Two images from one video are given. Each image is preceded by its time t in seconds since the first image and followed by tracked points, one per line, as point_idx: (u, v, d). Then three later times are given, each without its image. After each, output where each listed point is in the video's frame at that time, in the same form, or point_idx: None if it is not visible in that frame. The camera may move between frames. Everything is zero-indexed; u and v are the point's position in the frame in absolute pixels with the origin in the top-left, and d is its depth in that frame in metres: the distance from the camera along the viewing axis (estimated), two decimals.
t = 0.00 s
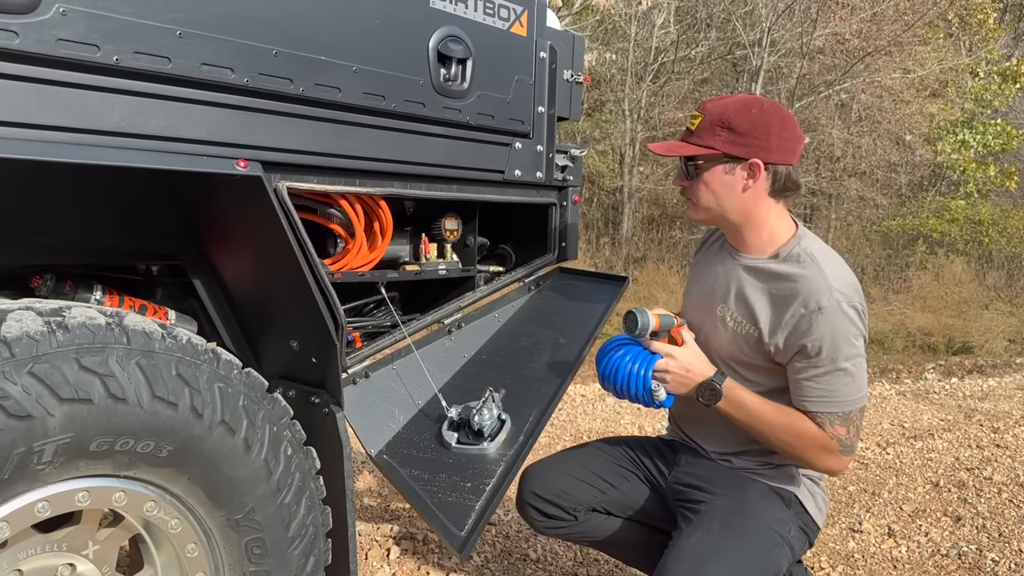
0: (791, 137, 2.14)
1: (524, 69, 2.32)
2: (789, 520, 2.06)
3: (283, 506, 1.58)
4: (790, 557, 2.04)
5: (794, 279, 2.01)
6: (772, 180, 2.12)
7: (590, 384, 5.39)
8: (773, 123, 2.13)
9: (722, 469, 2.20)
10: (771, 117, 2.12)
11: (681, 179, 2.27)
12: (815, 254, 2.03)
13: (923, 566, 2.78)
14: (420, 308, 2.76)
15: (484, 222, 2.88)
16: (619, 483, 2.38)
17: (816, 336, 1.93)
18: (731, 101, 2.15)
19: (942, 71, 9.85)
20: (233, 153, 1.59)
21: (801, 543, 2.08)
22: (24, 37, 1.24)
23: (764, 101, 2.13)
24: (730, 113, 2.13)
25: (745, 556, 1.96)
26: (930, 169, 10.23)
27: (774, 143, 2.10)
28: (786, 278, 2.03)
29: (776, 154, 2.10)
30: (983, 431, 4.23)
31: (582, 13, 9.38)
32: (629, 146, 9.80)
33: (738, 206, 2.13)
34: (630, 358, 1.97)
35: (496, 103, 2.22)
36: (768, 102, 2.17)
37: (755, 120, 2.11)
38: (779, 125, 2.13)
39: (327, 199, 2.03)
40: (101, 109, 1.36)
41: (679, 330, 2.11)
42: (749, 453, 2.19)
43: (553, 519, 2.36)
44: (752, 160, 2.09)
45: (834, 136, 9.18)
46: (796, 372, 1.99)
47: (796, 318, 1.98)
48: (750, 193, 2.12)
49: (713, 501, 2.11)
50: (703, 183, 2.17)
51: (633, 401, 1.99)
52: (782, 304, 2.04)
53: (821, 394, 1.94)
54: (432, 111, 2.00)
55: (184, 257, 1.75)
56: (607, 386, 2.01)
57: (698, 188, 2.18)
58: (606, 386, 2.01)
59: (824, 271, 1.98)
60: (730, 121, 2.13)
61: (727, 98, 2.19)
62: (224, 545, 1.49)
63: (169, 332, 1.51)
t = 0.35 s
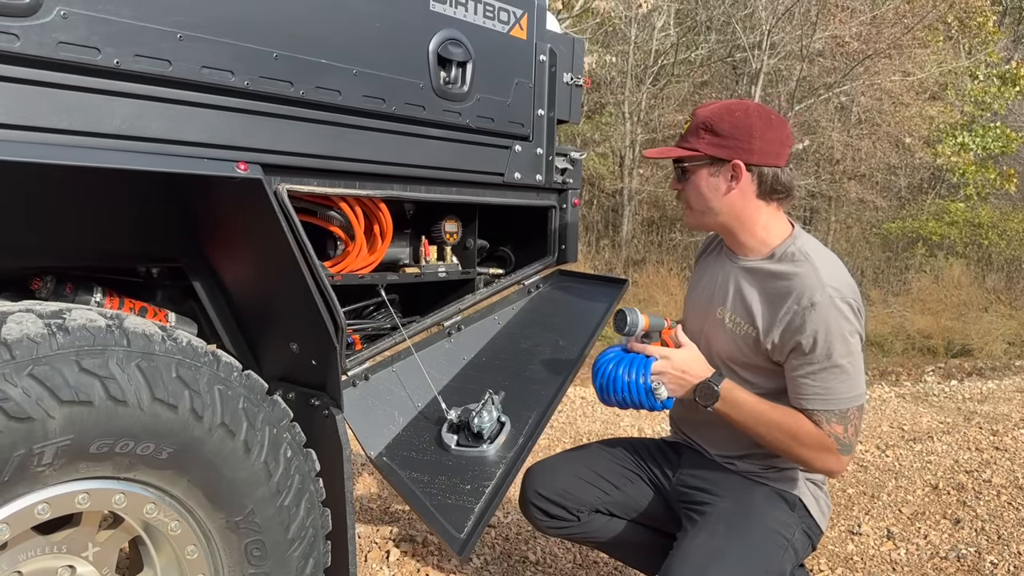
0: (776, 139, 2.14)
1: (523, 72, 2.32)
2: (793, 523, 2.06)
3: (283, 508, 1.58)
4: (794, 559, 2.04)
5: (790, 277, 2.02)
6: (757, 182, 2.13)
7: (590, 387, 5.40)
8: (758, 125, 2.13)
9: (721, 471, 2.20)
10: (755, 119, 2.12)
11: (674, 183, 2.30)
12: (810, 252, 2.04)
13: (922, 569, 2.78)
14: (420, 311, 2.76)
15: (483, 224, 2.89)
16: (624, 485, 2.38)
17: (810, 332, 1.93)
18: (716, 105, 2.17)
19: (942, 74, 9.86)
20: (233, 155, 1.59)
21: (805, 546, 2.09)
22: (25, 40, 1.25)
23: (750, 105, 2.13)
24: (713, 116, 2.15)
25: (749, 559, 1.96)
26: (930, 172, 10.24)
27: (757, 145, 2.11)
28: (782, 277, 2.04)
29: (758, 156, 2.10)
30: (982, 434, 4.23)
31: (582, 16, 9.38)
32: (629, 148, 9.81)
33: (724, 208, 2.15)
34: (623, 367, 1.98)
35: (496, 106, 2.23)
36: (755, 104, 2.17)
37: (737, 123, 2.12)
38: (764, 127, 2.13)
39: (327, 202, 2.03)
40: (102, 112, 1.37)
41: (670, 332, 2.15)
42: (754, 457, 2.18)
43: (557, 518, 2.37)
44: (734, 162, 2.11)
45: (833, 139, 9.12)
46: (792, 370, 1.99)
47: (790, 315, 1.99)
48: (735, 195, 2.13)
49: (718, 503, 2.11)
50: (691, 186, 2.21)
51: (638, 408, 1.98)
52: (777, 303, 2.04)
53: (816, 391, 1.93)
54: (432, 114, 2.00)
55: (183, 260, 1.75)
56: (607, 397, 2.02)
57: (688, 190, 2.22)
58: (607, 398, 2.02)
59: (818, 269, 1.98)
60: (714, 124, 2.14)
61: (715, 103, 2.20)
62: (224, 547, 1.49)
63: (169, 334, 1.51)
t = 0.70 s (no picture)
0: (767, 142, 2.13)
1: (525, 74, 2.33)
2: (799, 526, 2.06)
3: (284, 509, 1.58)
4: (802, 560, 2.05)
5: (791, 274, 2.02)
6: (749, 185, 2.13)
7: (590, 388, 5.41)
8: (749, 129, 2.13)
9: (722, 473, 2.20)
10: (746, 123, 2.12)
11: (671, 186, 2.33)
12: (809, 250, 2.06)
13: (922, 570, 2.78)
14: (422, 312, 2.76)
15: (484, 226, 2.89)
16: (626, 488, 2.39)
17: (816, 329, 1.94)
18: (708, 109, 2.19)
19: (941, 76, 9.87)
20: (235, 157, 1.59)
21: (810, 549, 2.09)
22: (27, 41, 1.25)
23: (741, 109, 2.13)
24: (703, 121, 2.16)
25: (756, 562, 1.97)
26: (928, 174, 10.26)
27: (747, 148, 2.11)
28: (783, 275, 2.05)
29: (748, 159, 2.11)
30: (982, 436, 4.23)
31: (582, 18, 9.38)
32: (628, 150, 9.81)
33: (717, 212, 2.16)
34: (626, 372, 1.98)
35: (497, 108, 2.23)
36: (747, 107, 2.17)
37: (728, 126, 2.13)
38: (755, 130, 2.13)
39: (328, 203, 2.04)
40: (104, 113, 1.37)
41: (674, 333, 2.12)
42: (758, 459, 2.19)
43: (560, 523, 2.36)
44: (724, 166, 2.12)
45: (832, 141, 9.12)
46: (799, 367, 1.99)
47: (794, 312, 1.99)
48: (726, 198, 2.14)
49: (723, 505, 2.11)
50: (685, 190, 2.23)
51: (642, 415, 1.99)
52: (779, 301, 2.05)
53: (827, 387, 1.94)
54: (433, 115, 2.00)
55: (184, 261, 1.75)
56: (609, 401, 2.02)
57: (682, 193, 2.25)
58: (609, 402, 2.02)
59: (819, 266, 2.00)
60: (705, 129, 2.15)
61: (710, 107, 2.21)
62: (225, 549, 1.49)
63: (171, 335, 1.51)
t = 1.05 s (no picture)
0: (763, 144, 2.14)
1: (523, 75, 2.33)
2: (798, 529, 2.06)
3: (282, 511, 1.58)
4: (801, 563, 2.05)
5: (786, 278, 2.03)
6: (745, 187, 2.13)
7: (588, 390, 5.41)
8: (745, 131, 2.13)
9: (721, 475, 2.20)
10: (742, 126, 2.13)
11: (667, 189, 2.33)
12: (804, 253, 2.06)
13: (920, 572, 2.79)
14: (419, 314, 2.76)
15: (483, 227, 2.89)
16: (625, 489, 2.39)
17: (812, 333, 1.94)
18: (704, 112, 2.19)
19: (939, 77, 9.90)
20: (233, 159, 1.59)
21: (808, 551, 2.09)
22: (24, 43, 1.25)
23: (736, 111, 2.14)
24: (700, 124, 2.16)
25: (755, 564, 1.96)
26: (926, 175, 10.27)
27: (743, 150, 2.12)
28: (778, 279, 2.05)
29: (745, 162, 2.11)
30: (980, 437, 4.24)
31: (580, 19, 9.38)
32: (627, 151, 9.83)
33: (713, 214, 2.17)
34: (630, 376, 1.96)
35: (495, 110, 2.23)
36: (743, 109, 2.18)
37: (724, 129, 2.13)
38: (751, 132, 2.13)
39: (326, 206, 2.04)
40: (102, 115, 1.37)
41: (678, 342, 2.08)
42: (756, 461, 2.18)
43: (559, 523, 2.36)
44: (721, 168, 2.12)
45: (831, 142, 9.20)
46: (796, 371, 1.99)
47: (790, 316, 1.99)
48: (723, 200, 2.15)
49: (722, 507, 2.11)
50: (681, 193, 2.23)
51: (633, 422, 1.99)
52: (775, 305, 2.05)
53: (825, 391, 1.94)
54: (431, 117, 2.01)
55: (182, 262, 1.76)
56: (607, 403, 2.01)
57: (678, 196, 2.25)
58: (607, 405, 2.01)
59: (814, 269, 2.00)
60: (701, 132, 2.15)
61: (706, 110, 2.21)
62: (223, 551, 1.49)
63: (168, 337, 1.51)
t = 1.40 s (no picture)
0: (754, 147, 2.13)
1: (520, 74, 2.32)
2: (795, 529, 2.05)
3: (277, 511, 1.57)
4: (802, 562, 2.05)
5: (779, 282, 2.02)
6: (738, 190, 2.12)
7: (585, 391, 5.41)
8: (737, 134, 2.12)
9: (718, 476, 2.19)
10: (733, 129, 2.12)
11: (660, 192, 2.33)
12: (798, 255, 2.05)
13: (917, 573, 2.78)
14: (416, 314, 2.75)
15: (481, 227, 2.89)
16: (624, 489, 2.38)
17: (809, 336, 1.93)
18: (696, 114, 2.17)
19: (936, 79, 9.92)
20: (228, 157, 1.58)
21: (806, 552, 2.08)
22: (19, 40, 1.24)
23: (727, 114, 2.13)
24: (691, 127, 2.15)
25: (753, 563, 1.96)
26: (924, 177, 10.28)
27: (735, 154, 2.11)
28: (772, 283, 2.04)
29: (736, 165, 2.10)
30: (977, 438, 4.24)
31: (578, 20, 9.37)
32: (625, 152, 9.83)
33: (705, 217, 2.17)
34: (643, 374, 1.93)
35: (492, 109, 2.23)
36: (735, 111, 2.16)
37: (715, 132, 2.12)
38: (742, 135, 2.12)
39: (322, 205, 2.03)
40: (97, 113, 1.36)
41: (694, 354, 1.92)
42: (753, 462, 2.18)
43: (557, 523, 2.36)
44: (713, 171, 2.12)
45: (828, 144, 9.14)
46: (794, 376, 1.98)
47: (785, 320, 1.99)
48: (715, 204, 2.14)
49: (720, 507, 2.11)
50: (674, 196, 2.23)
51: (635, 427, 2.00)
52: (769, 308, 2.04)
53: (827, 393, 1.94)
54: (428, 116, 2.00)
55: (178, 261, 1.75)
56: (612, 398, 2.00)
57: (671, 199, 2.25)
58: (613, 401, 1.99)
59: (807, 271, 1.99)
60: (693, 135, 2.15)
61: (697, 112, 2.20)
62: (218, 551, 1.48)
63: (163, 336, 1.50)
